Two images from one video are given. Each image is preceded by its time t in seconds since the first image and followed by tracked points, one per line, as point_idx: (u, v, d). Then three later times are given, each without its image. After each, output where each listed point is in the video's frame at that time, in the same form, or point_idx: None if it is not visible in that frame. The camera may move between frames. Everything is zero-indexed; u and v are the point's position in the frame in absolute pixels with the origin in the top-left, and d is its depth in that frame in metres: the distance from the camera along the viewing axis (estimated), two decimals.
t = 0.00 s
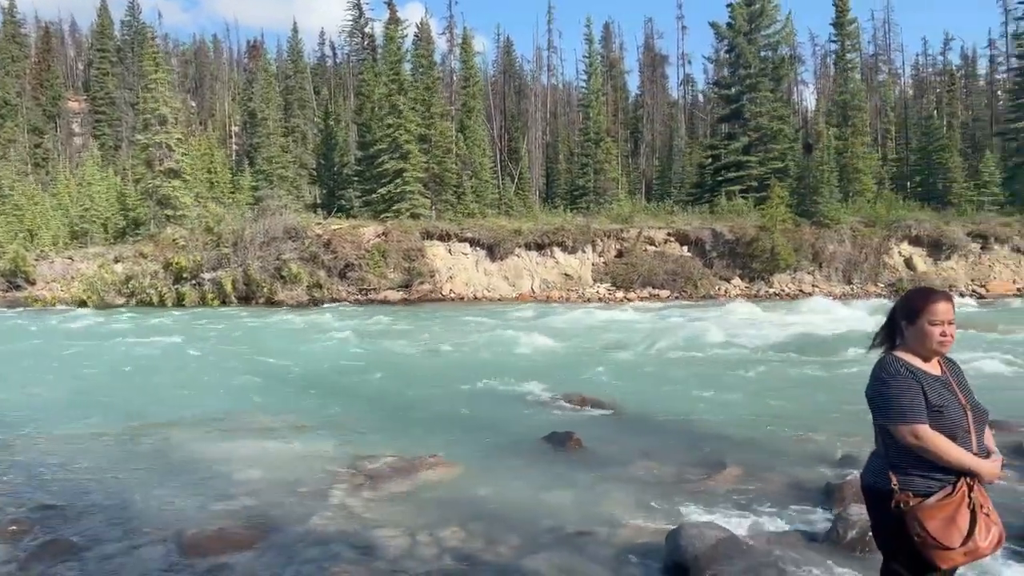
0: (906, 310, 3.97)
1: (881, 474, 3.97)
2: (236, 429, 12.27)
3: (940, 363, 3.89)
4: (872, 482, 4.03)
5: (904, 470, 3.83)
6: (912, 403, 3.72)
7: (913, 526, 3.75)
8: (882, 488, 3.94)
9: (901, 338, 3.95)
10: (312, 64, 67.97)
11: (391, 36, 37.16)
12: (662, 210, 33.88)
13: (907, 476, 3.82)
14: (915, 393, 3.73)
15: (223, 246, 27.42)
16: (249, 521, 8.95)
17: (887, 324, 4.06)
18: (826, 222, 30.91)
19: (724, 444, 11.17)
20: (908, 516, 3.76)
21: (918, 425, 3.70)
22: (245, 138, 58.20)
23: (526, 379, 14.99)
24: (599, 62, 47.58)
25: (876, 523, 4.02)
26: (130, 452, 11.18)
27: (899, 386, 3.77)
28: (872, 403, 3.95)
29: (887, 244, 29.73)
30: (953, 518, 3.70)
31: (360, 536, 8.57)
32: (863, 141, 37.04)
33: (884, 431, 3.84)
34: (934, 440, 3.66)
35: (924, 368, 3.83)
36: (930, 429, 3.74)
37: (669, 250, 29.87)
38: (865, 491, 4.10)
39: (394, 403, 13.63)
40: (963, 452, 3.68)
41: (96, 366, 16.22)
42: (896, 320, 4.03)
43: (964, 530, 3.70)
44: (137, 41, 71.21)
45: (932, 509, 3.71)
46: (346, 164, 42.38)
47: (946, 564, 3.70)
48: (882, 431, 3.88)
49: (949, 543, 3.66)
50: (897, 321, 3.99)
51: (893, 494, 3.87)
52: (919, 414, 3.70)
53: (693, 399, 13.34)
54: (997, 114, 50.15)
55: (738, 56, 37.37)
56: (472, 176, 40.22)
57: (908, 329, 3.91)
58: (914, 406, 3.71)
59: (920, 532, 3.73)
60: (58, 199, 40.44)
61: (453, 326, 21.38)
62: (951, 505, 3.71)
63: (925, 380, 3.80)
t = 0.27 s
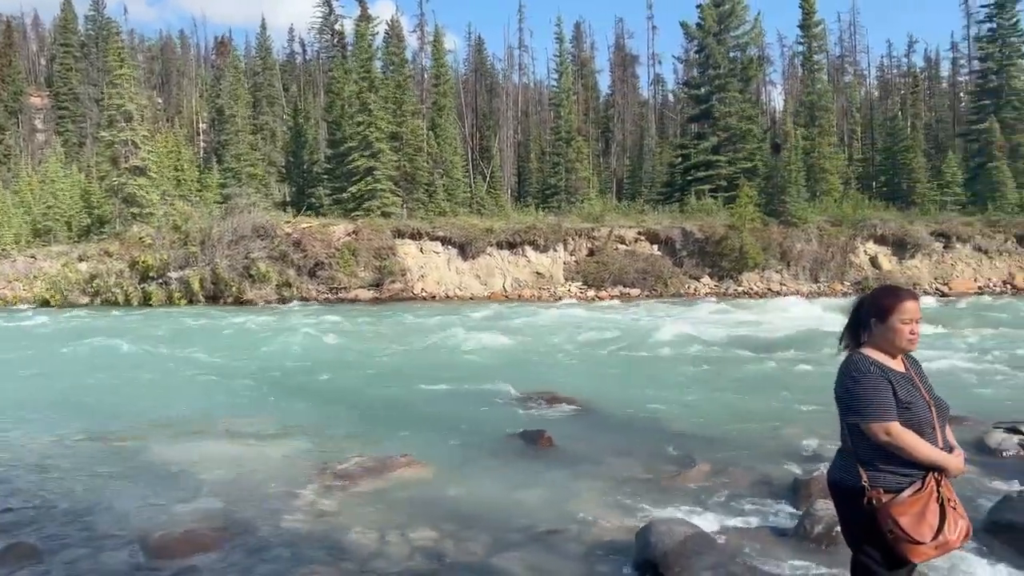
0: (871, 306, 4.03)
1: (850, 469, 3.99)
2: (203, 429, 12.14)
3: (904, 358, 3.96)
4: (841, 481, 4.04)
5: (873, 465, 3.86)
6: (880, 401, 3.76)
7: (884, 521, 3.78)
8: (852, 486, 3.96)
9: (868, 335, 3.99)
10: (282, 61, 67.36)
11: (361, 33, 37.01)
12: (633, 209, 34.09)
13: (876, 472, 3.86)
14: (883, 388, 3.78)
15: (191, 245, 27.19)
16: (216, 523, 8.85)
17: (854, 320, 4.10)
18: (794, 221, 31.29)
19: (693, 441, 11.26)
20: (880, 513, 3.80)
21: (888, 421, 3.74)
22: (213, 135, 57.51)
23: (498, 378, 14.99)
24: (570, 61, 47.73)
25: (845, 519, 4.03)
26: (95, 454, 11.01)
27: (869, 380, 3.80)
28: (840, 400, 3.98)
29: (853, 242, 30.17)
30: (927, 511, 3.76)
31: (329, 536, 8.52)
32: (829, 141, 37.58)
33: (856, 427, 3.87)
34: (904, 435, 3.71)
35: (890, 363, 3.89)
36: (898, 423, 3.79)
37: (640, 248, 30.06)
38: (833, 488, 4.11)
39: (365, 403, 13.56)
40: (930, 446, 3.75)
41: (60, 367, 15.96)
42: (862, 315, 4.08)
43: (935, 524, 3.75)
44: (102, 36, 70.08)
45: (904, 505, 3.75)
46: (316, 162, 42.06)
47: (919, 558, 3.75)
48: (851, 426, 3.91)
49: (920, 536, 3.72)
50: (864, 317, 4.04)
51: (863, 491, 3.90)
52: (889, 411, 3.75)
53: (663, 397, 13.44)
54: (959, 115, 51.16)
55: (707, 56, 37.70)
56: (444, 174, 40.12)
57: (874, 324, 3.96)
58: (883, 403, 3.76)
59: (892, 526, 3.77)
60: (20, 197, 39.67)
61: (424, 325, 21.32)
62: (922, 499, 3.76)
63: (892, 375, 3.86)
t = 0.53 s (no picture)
0: (835, 304, 4.09)
1: (818, 468, 3.99)
2: (168, 431, 11.96)
3: (868, 355, 4.04)
4: (810, 479, 4.04)
5: (840, 462, 3.88)
6: (849, 399, 3.81)
7: (856, 518, 3.82)
8: (821, 484, 3.97)
9: (832, 333, 4.04)
10: (248, 57, 66.64)
11: (330, 30, 36.81)
12: (602, 208, 34.25)
13: (845, 469, 3.89)
14: (850, 386, 3.83)
15: (156, 244, 26.82)
16: (182, 525, 8.72)
17: (816, 318, 4.13)
18: (761, 220, 31.66)
19: (662, 438, 11.34)
20: (853, 510, 3.83)
21: (857, 418, 3.79)
22: (178, 133, 56.72)
23: (468, 377, 14.96)
24: (539, 60, 47.82)
25: (814, 517, 4.05)
26: (56, 457, 10.79)
27: (837, 379, 3.84)
28: (807, 397, 4.00)
29: (819, 241, 30.61)
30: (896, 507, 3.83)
31: (298, 538, 8.45)
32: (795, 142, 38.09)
33: (825, 424, 3.90)
34: (873, 432, 3.77)
35: (856, 360, 3.95)
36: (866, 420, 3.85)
37: (609, 247, 30.21)
38: (801, 486, 4.10)
39: (333, 403, 13.46)
40: (897, 443, 3.82)
41: (19, 368, 15.64)
42: (823, 313, 4.13)
43: (904, 518, 3.82)
44: (63, 31, 68.75)
45: (875, 501, 3.80)
46: (283, 159, 41.65)
47: (890, 554, 3.80)
48: (820, 424, 3.93)
49: (892, 532, 3.77)
50: (827, 314, 4.08)
51: (833, 488, 3.92)
52: (858, 409, 3.81)
53: (632, 395, 13.50)
54: (921, 116, 52.15)
55: (675, 57, 38.00)
56: (413, 172, 39.97)
57: (839, 321, 4.01)
58: (851, 401, 3.81)
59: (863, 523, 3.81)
60: None
61: (394, 324, 21.21)
62: (892, 495, 3.83)
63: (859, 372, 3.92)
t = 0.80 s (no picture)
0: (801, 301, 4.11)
1: (787, 465, 4.01)
2: (130, 433, 11.78)
3: (832, 352, 4.09)
4: (778, 476, 4.05)
5: (807, 457, 3.92)
6: (819, 397, 3.84)
7: (825, 513, 3.87)
8: (790, 480, 3.99)
9: (799, 329, 4.06)
10: (212, 54, 65.75)
11: (296, 26, 36.56)
12: (571, 207, 34.36)
13: (813, 465, 3.92)
14: (819, 383, 3.86)
15: (118, 242, 26.42)
16: (145, 529, 8.57)
17: (781, 314, 4.14)
18: (727, 220, 31.98)
19: (630, 436, 11.38)
20: (823, 507, 3.88)
21: (826, 415, 3.83)
22: (140, 130, 55.78)
23: (436, 376, 14.91)
24: (507, 59, 47.81)
25: (782, 512, 4.08)
26: (13, 460, 10.56)
27: (806, 377, 3.87)
28: (775, 393, 4.01)
29: (783, 240, 31.02)
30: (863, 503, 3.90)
31: (264, 540, 8.35)
32: (760, 142, 38.54)
33: (793, 421, 3.92)
34: (841, 428, 3.82)
35: (823, 359, 3.98)
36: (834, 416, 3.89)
37: (578, 246, 30.32)
38: (769, 482, 4.12)
39: (300, 403, 13.32)
40: (864, 439, 3.88)
41: None
42: (788, 309, 4.14)
43: (870, 512, 3.89)
44: (19, 26, 67.18)
45: (843, 496, 3.85)
46: (249, 157, 41.16)
47: (857, 547, 3.87)
48: (789, 421, 3.95)
49: (859, 526, 3.84)
50: (794, 312, 4.09)
51: (802, 484, 3.95)
52: (827, 407, 3.85)
53: (600, 394, 13.55)
54: (882, 117, 53.07)
55: (642, 57, 38.22)
56: (381, 170, 39.72)
57: (806, 319, 4.04)
58: (819, 399, 3.84)
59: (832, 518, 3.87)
60: None
61: (362, 323, 21.07)
62: (859, 490, 3.89)
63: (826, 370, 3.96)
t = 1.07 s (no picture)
0: (784, 302, 4.13)
1: (750, 457, 4.01)
2: (91, 435, 11.54)
3: (807, 354, 4.13)
4: (739, 468, 4.05)
5: (770, 451, 3.93)
6: (789, 395, 3.87)
7: (785, 505, 3.91)
8: (751, 473, 4.00)
9: (778, 329, 4.07)
10: (175, 50, 64.73)
11: (260, 23, 36.31)
12: (540, 206, 34.41)
13: (774, 458, 3.94)
14: (790, 382, 3.88)
15: (79, 242, 25.97)
16: (107, 534, 8.39)
17: (763, 312, 4.14)
18: (694, 219, 32.29)
19: (598, 433, 11.43)
20: (783, 498, 3.91)
21: (794, 410, 3.87)
22: (101, 128, 54.73)
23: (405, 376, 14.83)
24: (475, 58, 47.76)
25: (741, 505, 4.09)
26: None
27: (780, 375, 3.88)
28: (742, 387, 4.00)
29: (749, 239, 31.42)
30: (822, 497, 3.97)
31: (230, 543, 8.23)
32: (726, 142, 38.94)
33: (759, 416, 3.93)
34: (807, 425, 3.86)
35: (799, 359, 4.01)
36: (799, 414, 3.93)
37: (547, 245, 30.38)
38: (729, 475, 4.11)
39: (266, 404, 13.17)
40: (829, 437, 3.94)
41: None
42: (771, 308, 4.14)
43: (830, 507, 3.96)
44: None
45: (804, 490, 3.90)
46: (213, 155, 40.63)
47: (813, 540, 3.93)
48: (755, 416, 3.96)
49: (819, 520, 3.90)
50: (776, 311, 4.10)
51: (763, 476, 3.97)
52: (796, 404, 3.87)
53: (569, 392, 13.58)
54: (845, 118, 54.00)
55: (610, 57, 38.41)
56: (348, 169, 39.43)
57: (787, 319, 4.05)
58: (789, 396, 3.87)
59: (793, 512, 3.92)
60: None
61: (329, 323, 20.91)
62: (821, 486, 3.95)
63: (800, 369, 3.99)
